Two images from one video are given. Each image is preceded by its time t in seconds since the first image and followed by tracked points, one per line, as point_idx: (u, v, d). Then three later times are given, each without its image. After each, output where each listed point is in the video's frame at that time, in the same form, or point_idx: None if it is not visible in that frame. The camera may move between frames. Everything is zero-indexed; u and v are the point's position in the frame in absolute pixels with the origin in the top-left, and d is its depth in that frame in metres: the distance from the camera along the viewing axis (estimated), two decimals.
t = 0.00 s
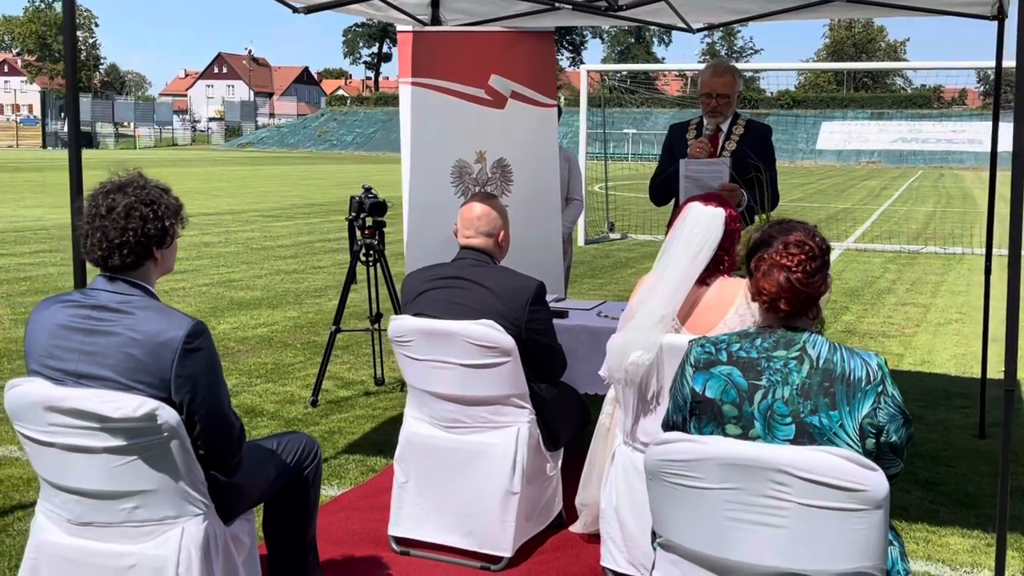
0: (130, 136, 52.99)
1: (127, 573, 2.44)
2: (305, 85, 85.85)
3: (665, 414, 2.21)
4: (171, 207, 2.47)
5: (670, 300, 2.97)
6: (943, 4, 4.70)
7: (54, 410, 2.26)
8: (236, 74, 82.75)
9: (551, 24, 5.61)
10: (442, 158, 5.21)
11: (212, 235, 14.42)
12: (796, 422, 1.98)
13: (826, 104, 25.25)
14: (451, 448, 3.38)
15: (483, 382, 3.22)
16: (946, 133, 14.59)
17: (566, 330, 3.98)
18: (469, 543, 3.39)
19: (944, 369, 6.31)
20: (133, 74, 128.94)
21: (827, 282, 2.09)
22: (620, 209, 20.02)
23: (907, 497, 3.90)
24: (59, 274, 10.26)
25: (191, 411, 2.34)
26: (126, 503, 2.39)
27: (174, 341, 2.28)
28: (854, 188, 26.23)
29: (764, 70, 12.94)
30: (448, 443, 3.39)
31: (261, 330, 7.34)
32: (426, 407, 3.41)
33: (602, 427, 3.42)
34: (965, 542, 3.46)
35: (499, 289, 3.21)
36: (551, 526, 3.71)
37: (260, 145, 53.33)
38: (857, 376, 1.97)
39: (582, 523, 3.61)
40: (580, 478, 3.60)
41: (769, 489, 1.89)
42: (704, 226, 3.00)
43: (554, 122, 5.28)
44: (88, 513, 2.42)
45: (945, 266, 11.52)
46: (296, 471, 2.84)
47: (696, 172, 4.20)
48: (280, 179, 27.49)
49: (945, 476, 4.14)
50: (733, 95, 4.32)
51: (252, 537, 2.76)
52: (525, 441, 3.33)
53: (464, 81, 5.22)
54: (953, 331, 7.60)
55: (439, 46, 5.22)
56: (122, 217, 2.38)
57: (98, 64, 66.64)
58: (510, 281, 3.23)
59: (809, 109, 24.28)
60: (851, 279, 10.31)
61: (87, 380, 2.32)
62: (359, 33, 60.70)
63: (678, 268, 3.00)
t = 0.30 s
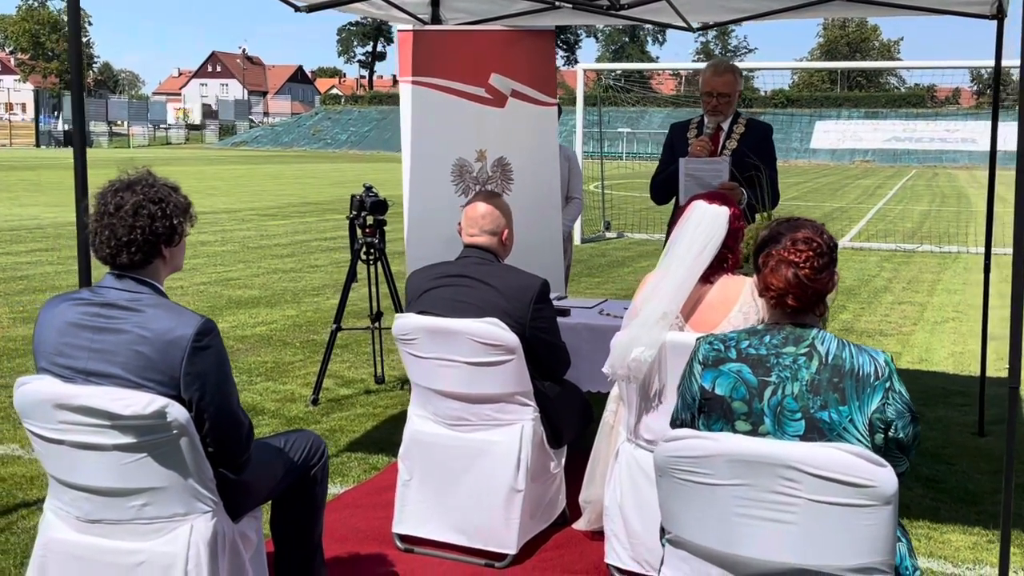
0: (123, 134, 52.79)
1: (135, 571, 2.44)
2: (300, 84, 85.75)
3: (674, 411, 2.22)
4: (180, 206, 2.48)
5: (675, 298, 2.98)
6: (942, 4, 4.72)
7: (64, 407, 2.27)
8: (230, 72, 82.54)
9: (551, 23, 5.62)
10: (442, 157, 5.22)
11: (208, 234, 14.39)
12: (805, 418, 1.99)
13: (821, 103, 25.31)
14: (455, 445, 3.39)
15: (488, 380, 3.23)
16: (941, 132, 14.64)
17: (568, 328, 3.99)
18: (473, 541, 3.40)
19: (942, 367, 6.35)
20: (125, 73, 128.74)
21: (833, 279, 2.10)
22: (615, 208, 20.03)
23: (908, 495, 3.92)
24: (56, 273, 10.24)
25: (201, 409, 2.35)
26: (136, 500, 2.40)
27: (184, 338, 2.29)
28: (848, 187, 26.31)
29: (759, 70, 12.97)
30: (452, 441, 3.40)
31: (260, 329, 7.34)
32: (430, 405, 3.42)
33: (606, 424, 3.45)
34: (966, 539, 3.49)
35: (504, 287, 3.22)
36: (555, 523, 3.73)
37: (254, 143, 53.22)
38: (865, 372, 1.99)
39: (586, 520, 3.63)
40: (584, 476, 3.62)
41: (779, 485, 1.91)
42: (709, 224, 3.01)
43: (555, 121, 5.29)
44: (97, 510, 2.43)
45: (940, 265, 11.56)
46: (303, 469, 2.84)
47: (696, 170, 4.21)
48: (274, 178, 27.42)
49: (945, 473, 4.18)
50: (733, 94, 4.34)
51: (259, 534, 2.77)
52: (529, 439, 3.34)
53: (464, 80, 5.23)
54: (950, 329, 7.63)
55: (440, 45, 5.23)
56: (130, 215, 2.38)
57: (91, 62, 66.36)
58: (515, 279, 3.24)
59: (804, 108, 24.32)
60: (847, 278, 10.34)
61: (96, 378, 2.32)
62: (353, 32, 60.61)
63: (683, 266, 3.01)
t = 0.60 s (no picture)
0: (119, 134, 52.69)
1: (138, 568, 2.44)
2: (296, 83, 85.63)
3: (675, 409, 2.23)
4: (183, 203, 2.48)
5: (676, 296, 2.99)
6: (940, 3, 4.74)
7: (67, 405, 2.27)
8: (225, 72, 82.40)
9: (551, 22, 5.62)
10: (441, 155, 5.22)
11: (205, 233, 14.37)
12: (809, 414, 2.00)
13: (817, 102, 25.35)
14: (455, 443, 3.40)
15: (489, 377, 3.24)
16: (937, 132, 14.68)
17: (569, 327, 4.00)
18: (474, 539, 3.41)
19: (939, 365, 6.37)
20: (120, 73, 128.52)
21: (833, 274, 2.11)
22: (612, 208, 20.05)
23: (908, 492, 3.94)
24: (53, 272, 10.23)
25: (203, 407, 2.35)
26: (139, 498, 2.39)
27: (186, 336, 2.29)
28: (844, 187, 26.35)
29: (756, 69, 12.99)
30: (453, 439, 3.40)
31: (258, 328, 7.34)
32: (430, 403, 3.43)
33: (607, 422, 3.46)
34: (966, 536, 3.50)
35: (504, 285, 3.23)
36: (555, 521, 3.73)
37: (250, 143, 53.13)
38: (867, 369, 2.00)
39: (586, 518, 3.63)
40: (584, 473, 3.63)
41: (782, 481, 1.92)
42: (709, 223, 3.01)
43: (554, 119, 5.30)
44: (101, 508, 2.43)
45: (937, 265, 11.59)
46: (305, 467, 2.85)
47: (696, 168, 4.22)
48: (270, 178, 27.39)
49: (944, 471, 4.19)
50: (733, 92, 4.36)
51: (261, 532, 2.77)
52: (530, 437, 3.35)
53: (462, 78, 5.23)
54: (947, 328, 7.66)
55: (438, 44, 5.23)
56: (134, 213, 2.39)
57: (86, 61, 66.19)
58: (516, 277, 3.25)
59: (800, 107, 24.36)
60: (845, 277, 10.36)
61: (99, 375, 2.32)
62: (348, 31, 60.56)
63: (683, 264, 3.01)
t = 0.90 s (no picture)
0: (116, 134, 52.57)
1: (138, 566, 2.44)
2: (293, 83, 85.60)
3: (675, 407, 2.23)
4: (184, 202, 2.48)
5: (675, 294, 2.99)
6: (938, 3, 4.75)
7: (66, 403, 2.27)
8: (222, 71, 82.28)
9: (549, 22, 5.63)
10: (439, 155, 5.22)
11: (202, 233, 14.34)
12: (809, 413, 2.01)
13: (814, 102, 25.38)
14: (454, 442, 3.40)
15: (488, 376, 3.24)
16: (934, 131, 14.69)
17: (567, 326, 4.00)
18: (474, 537, 3.41)
19: (937, 365, 6.38)
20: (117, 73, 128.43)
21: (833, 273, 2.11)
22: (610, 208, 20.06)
23: (906, 492, 3.94)
24: (51, 271, 10.21)
25: (203, 405, 2.35)
26: (139, 496, 2.40)
27: (187, 335, 2.28)
28: (840, 187, 26.39)
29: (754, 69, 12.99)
30: (452, 438, 3.41)
31: (256, 327, 7.33)
32: (429, 402, 3.44)
33: (606, 421, 3.47)
34: (964, 535, 3.51)
35: (503, 283, 3.23)
36: (554, 520, 3.74)
37: (247, 143, 53.05)
38: (866, 367, 2.01)
39: (586, 517, 3.63)
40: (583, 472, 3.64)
41: (783, 479, 1.92)
42: (709, 222, 3.01)
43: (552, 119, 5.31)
44: (100, 506, 2.43)
45: (935, 265, 11.60)
46: (305, 465, 2.85)
47: (694, 166, 4.23)
48: (267, 178, 27.33)
49: (942, 470, 4.20)
50: (733, 91, 4.37)
51: (261, 531, 2.77)
52: (530, 436, 3.35)
53: (461, 78, 5.23)
54: (945, 327, 7.67)
55: (436, 43, 5.24)
56: (136, 212, 2.39)
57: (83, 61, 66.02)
58: (514, 277, 3.25)
59: (797, 107, 24.36)
60: (843, 277, 10.36)
61: (100, 373, 2.32)
62: (346, 31, 60.52)
63: (682, 263, 3.01)
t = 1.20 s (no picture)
0: (115, 134, 52.49)
1: (139, 566, 2.45)
2: (293, 83, 85.57)
3: (674, 406, 2.24)
4: (184, 201, 2.49)
5: (673, 294, 3.00)
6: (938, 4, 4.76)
7: (67, 403, 2.27)
8: (221, 71, 82.23)
9: (549, 22, 5.63)
10: (440, 154, 5.21)
11: (201, 233, 14.33)
12: (807, 412, 2.02)
13: (814, 103, 25.38)
14: (453, 442, 3.41)
15: (488, 376, 3.24)
16: (933, 131, 14.69)
17: (567, 326, 4.00)
18: (473, 537, 3.41)
19: (937, 365, 6.39)
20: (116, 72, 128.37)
21: (831, 272, 2.11)
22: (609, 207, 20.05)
23: (905, 491, 3.95)
24: (50, 271, 10.20)
25: (204, 404, 2.35)
26: (139, 495, 2.40)
27: (187, 334, 2.29)
28: (839, 187, 26.41)
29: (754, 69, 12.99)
30: (452, 437, 3.41)
31: (256, 327, 7.32)
32: (429, 401, 3.44)
33: (606, 420, 3.47)
34: (963, 535, 3.52)
35: (503, 284, 3.24)
36: (554, 520, 3.74)
37: (246, 143, 53.04)
38: (865, 366, 2.01)
39: (586, 517, 3.64)
40: (583, 472, 3.64)
41: (782, 479, 1.93)
42: (708, 222, 3.01)
43: (551, 119, 5.34)
44: (101, 506, 2.43)
45: (935, 265, 11.60)
46: (305, 465, 2.86)
47: (695, 166, 4.23)
48: (267, 178, 27.30)
49: (941, 470, 4.21)
50: (734, 91, 4.37)
51: (261, 530, 2.77)
52: (530, 435, 3.36)
53: (461, 78, 5.23)
54: (944, 328, 7.68)
55: (437, 43, 5.24)
56: (138, 211, 2.39)
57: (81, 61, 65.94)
58: (514, 276, 3.26)
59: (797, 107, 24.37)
60: (842, 278, 10.36)
61: (101, 373, 2.33)
62: (345, 31, 60.51)
63: (681, 262, 3.02)
